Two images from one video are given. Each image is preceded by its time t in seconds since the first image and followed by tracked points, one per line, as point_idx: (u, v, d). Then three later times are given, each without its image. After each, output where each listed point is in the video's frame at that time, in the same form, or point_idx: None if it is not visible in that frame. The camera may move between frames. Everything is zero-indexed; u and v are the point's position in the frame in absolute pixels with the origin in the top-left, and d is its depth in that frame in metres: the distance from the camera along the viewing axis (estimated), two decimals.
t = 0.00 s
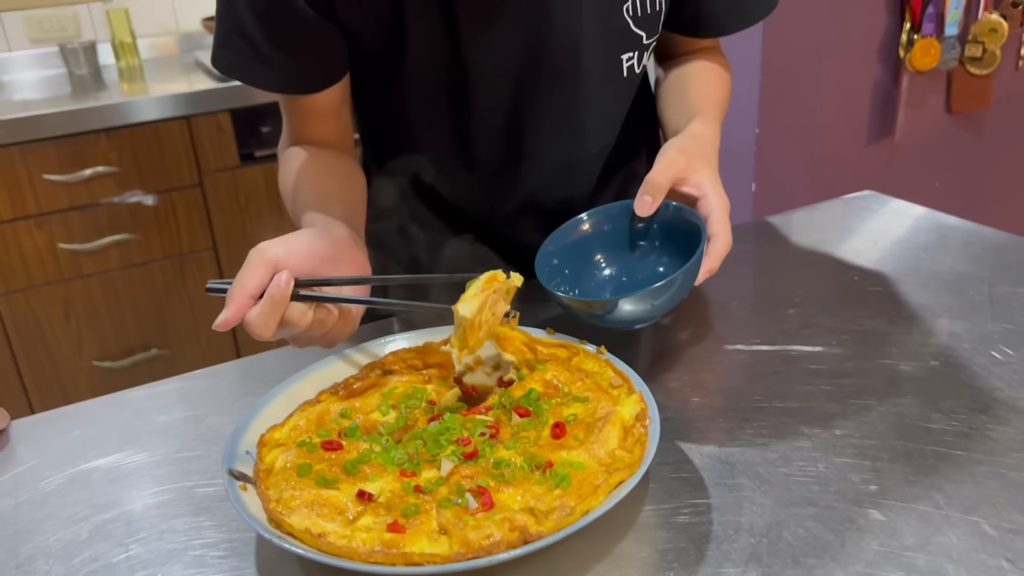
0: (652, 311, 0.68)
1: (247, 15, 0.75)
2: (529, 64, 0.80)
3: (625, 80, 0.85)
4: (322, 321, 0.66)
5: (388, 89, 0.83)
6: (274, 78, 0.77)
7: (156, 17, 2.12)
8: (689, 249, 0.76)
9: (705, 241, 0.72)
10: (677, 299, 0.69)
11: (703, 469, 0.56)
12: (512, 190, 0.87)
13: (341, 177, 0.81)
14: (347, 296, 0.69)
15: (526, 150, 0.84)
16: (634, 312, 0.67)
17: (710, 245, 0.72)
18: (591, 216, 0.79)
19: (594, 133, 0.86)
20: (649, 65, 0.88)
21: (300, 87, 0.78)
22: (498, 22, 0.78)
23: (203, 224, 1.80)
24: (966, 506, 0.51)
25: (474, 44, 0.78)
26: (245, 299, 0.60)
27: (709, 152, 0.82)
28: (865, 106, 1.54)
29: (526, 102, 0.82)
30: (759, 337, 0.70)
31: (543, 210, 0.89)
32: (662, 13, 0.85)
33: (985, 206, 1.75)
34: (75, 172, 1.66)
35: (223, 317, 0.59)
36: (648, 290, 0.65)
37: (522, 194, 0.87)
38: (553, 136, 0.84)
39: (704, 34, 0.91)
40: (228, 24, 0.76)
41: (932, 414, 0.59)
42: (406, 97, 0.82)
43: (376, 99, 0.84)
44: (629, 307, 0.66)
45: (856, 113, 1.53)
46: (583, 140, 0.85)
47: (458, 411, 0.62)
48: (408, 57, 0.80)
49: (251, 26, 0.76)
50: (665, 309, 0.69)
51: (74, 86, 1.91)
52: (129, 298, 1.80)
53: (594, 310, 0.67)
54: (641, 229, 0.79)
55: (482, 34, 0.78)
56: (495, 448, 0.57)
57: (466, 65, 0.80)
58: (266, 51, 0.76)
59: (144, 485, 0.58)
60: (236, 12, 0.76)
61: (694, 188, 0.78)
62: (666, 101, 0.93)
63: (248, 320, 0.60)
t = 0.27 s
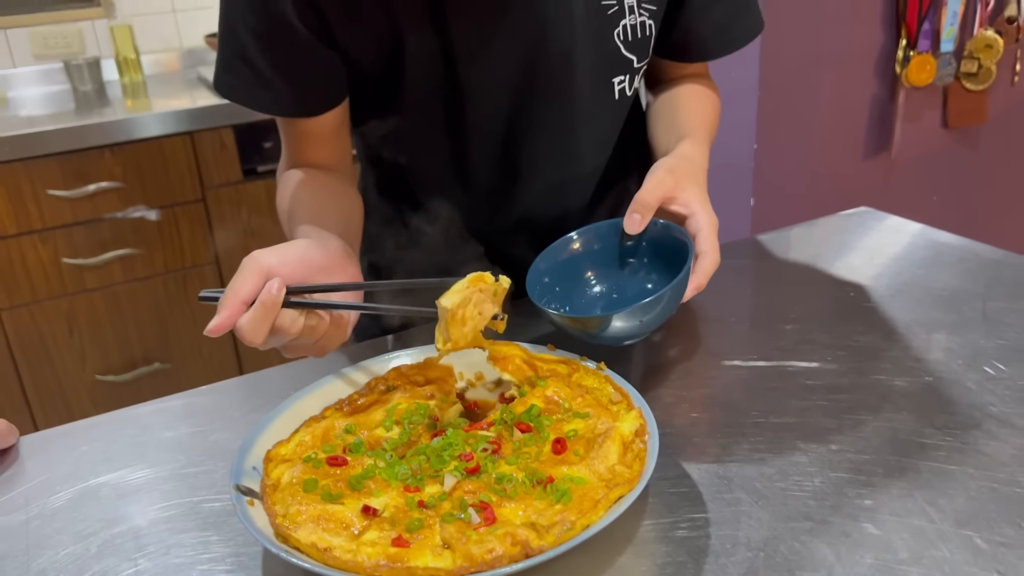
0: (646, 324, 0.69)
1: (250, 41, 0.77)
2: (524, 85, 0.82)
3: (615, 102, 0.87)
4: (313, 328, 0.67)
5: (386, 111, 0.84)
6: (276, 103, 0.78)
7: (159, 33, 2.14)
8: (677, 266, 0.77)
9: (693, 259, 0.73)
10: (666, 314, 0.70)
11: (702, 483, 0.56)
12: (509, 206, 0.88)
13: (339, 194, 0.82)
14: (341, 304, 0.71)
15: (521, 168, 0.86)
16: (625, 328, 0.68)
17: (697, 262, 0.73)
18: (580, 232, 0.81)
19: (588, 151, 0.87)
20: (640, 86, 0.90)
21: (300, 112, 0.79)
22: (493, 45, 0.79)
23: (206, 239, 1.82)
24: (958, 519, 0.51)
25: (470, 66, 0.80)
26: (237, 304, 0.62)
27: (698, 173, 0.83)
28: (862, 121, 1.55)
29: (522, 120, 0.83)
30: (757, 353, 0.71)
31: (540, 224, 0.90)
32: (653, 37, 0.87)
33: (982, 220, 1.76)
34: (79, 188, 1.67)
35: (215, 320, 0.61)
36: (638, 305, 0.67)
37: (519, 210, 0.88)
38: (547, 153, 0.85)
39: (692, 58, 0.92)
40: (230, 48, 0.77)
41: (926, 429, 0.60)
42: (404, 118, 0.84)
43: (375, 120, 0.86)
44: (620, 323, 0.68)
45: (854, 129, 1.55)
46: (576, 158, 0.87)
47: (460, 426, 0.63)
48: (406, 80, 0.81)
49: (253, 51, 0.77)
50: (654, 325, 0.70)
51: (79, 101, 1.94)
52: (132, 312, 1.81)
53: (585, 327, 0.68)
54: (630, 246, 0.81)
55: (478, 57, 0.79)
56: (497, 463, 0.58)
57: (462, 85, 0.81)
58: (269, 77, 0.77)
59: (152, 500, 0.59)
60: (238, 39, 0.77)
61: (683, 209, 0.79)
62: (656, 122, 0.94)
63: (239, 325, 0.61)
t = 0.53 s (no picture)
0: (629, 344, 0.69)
1: (250, 57, 0.77)
2: (514, 103, 0.83)
3: (604, 122, 0.88)
4: (313, 328, 0.69)
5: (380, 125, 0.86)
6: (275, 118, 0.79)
7: (164, 52, 2.16)
8: (662, 284, 0.78)
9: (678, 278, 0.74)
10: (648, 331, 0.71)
11: (702, 504, 0.57)
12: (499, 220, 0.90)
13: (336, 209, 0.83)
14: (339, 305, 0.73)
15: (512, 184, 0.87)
16: (608, 345, 0.68)
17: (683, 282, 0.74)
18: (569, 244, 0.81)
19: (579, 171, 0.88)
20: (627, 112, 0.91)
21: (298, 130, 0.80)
22: (485, 65, 0.80)
23: (210, 256, 1.83)
24: (954, 540, 0.52)
25: (463, 85, 0.81)
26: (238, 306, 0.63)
27: (685, 195, 0.85)
28: (860, 141, 1.57)
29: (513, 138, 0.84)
30: (756, 374, 0.72)
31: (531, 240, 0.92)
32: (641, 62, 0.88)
33: (980, 239, 1.77)
34: (84, 206, 1.69)
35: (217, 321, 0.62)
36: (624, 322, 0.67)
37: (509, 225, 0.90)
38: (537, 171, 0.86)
39: (678, 88, 0.94)
40: (229, 64, 0.78)
41: (923, 450, 0.61)
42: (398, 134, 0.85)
43: (370, 134, 0.87)
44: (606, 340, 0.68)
45: (852, 148, 1.56)
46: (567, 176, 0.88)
47: (464, 447, 0.64)
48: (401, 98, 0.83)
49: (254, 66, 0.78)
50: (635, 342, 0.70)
51: (84, 121, 1.95)
52: (136, 330, 1.82)
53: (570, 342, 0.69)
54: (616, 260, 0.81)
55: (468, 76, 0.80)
56: (500, 483, 0.59)
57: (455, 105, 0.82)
58: (269, 90, 0.78)
59: (160, 520, 0.59)
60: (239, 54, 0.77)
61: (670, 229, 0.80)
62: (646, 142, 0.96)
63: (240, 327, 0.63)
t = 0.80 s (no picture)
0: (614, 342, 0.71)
1: (247, 23, 0.77)
2: (501, 121, 0.85)
3: (582, 145, 0.90)
4: (318, 269, 0.70)
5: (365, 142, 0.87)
6: (263, 87, 0.78)
7: (172, 74, 2.19)
8: (641, 297, 0.80)
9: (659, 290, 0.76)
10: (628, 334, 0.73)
11: (708, 530, 0.57)
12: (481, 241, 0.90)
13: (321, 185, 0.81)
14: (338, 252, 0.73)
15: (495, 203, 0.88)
16: (591, 349, 0.70)
17: (663, 297, 0.75)
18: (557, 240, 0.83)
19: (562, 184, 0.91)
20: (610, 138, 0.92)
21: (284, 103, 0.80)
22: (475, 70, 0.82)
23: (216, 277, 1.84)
24: (957, 566, 0.52)
25: (451, 104, 0.83)
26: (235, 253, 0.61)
27: (670, 212, 0.86)
28: (861, 163, 1.58)
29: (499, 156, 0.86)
30: (760, 399, 0.73)
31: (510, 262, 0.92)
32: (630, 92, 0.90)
33: (980, 261, 1.78)
34: (91, 227, 1.70)
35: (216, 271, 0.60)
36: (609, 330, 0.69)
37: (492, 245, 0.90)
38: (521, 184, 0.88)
39: (665, 125, 0.97)
40: (224, 28, 0.77)
41: (926, 476, 0.61)
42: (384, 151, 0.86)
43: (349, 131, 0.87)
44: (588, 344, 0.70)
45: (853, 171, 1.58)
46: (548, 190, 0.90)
47: (472, 472, 0.64)
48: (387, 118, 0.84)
49: (250, 33, 0.77)
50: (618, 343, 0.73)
51: (92, 141, 1.98)
52: (141, 349, 1.82)
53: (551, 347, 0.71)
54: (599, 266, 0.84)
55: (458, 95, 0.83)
56: (508, 509, 0.60)
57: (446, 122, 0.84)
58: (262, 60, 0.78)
59: (171, 544, 0.60)
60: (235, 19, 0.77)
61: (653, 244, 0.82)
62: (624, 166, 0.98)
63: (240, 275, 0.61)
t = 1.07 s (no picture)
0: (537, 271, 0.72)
1: (236, 7, 0.76)
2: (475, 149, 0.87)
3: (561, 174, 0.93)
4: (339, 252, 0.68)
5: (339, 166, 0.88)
6: (237, 66, 0.76)
7: (179, 98, 2.21)
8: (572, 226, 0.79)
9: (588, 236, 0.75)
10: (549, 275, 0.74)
11: (709, 561, 0.58)
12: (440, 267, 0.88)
13: (278, 178, 0.78)
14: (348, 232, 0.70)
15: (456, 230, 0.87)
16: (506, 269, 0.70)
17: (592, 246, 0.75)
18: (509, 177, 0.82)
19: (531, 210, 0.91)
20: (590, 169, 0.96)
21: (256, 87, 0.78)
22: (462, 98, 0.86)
23: (221, 299, 1.86)
24: None
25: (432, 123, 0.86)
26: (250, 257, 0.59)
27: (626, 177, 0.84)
28: (861, 189, 1.59)
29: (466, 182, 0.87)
30: (762, 429, 0.73)
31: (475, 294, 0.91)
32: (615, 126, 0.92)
33: (981, 287, 1.79)
34: (98, 251, 1.72)
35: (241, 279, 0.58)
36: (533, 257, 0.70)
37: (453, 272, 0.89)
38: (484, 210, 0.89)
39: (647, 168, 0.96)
40: (208, 6, 0.76)
41: (926, 507, 0.62)
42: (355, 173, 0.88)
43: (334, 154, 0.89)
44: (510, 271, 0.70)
45: (853, 197, 1.59)
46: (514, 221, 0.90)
47: (477, 502, 0.65)
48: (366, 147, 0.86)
49: (237, 15, 0.76)
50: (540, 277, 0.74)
51: (99, 165, 2.00)
52: (146, 371, 1.83)
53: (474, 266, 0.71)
54: (546, 213, 0.81)
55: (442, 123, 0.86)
56: (513, 540, 0.60)
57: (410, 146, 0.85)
58: (245, 42, 0.77)
59: (177, 573, 0.60)
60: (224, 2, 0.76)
61: (599, 201, 0.79)
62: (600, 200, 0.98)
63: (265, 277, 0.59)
